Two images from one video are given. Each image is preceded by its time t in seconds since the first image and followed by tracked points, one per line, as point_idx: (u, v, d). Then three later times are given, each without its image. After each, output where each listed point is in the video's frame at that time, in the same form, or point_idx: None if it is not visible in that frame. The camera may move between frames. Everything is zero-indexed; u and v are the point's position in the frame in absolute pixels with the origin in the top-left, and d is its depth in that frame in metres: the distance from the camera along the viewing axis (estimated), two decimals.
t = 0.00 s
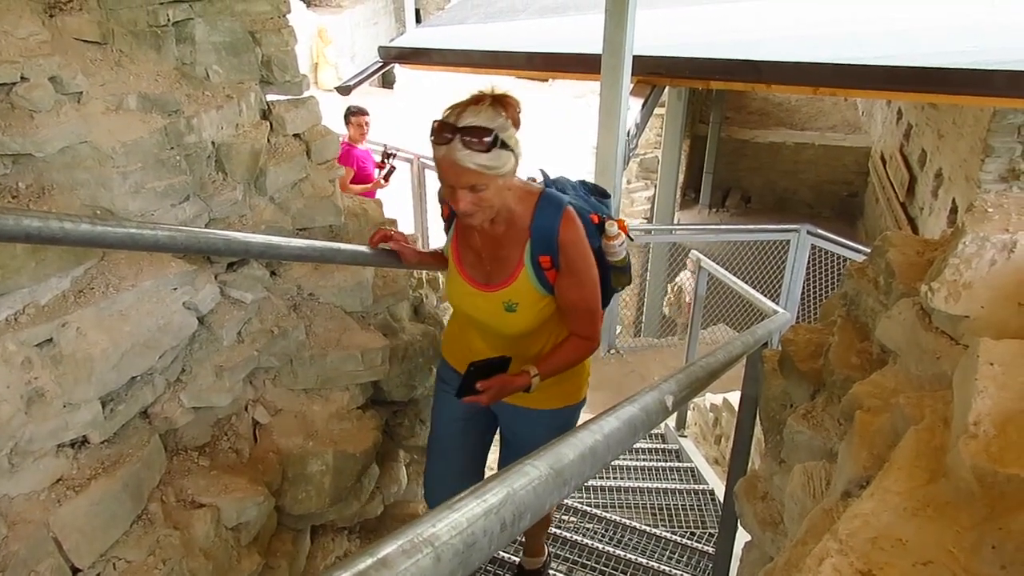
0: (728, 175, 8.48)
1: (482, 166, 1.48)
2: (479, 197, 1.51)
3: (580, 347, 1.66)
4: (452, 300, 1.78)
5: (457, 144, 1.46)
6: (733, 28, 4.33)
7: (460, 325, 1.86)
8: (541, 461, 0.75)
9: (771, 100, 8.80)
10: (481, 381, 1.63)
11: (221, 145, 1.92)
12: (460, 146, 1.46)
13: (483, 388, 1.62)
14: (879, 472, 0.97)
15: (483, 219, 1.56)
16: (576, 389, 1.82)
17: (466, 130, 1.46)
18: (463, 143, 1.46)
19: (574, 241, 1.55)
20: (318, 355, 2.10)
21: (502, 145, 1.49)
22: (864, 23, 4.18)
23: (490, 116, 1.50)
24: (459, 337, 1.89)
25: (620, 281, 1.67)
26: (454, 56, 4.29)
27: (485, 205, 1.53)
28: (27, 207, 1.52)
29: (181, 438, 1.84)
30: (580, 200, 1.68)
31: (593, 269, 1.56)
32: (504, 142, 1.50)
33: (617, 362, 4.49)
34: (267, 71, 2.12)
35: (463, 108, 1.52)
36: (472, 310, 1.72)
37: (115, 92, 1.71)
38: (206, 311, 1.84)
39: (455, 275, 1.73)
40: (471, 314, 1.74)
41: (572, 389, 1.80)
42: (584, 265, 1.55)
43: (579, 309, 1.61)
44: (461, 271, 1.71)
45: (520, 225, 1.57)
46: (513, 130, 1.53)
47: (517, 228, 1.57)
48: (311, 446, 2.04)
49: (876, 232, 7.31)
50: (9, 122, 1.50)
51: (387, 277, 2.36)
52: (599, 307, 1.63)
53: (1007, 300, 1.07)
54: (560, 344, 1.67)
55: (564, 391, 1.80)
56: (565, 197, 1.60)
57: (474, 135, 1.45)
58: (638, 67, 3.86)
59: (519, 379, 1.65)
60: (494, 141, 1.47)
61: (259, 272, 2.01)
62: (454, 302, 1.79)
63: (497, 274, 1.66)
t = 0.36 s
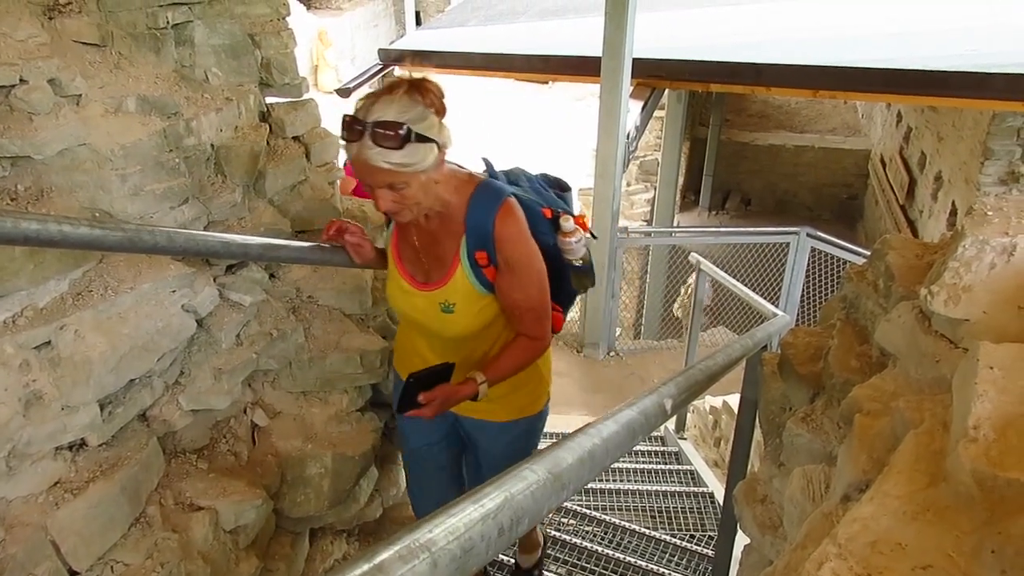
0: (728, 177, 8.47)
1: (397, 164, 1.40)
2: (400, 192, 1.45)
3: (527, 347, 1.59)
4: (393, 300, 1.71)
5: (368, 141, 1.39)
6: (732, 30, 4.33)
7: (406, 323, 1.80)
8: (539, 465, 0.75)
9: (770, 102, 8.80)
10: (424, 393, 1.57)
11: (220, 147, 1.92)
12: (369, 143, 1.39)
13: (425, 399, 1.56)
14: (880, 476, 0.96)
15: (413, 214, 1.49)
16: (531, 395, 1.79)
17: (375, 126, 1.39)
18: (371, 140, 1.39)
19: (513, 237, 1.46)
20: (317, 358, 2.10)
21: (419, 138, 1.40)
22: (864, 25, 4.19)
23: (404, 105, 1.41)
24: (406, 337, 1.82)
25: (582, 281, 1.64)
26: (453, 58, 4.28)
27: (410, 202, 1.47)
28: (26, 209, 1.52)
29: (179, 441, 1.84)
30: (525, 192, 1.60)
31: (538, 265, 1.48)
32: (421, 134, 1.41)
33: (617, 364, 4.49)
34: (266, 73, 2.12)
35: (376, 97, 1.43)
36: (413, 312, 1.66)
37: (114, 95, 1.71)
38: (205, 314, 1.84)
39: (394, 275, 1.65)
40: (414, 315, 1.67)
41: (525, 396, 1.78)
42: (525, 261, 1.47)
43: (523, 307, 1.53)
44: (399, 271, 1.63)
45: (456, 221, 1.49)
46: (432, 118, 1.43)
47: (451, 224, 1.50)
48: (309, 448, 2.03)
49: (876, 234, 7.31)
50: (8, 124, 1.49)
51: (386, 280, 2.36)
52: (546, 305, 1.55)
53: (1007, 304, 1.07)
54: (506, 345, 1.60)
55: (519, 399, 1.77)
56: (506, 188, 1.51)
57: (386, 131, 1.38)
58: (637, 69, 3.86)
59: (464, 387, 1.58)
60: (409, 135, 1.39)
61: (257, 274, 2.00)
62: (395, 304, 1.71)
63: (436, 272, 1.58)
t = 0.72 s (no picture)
0: (725, 181, 8.48)
1: (352, 171, 1.33)
2: (354, 201, 1.38)
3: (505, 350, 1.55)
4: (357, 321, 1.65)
5: (318, 146, 1.32)
6: (728, 34, 4.34)
7: (370, 340, 1.74)
8: (533, 473, 0.74)
9: (767, 106, 8.81)
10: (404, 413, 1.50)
11: (216, 151, 1.92)
12: (321, 148, 1.31)
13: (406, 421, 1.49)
14: (876, 482, 0.96)
15: (371, 223, 1.43)
16: (509, 400, 1.75)
17: (327, 131, 1.31)
18: (323, 146, 1.31)
19: (484, 238, 1.42)
20: (313, 363, 2.09)
21: (375, 143, 1.33)
22: (860, 29, 4.19)
23: (359, 105, 1.33)
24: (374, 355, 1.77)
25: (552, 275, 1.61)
26: (450, 61, 4.28)
27: (367, 211, 1.40)
28: (20, 214, 1.51)
29: (174, 446, 1.83)
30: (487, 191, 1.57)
31: (511, 264, 1.45)
32: (377, 138, 1.33)
33: (614, 368, 4.48)
34: (262, 77, 2.14)
35: (329, 96, 1.35)
36: (380, 330, 1.60)
37: (109, 99, 1.71)
38: (200, 318, 1.83)
39: (357, 293, 1.59)
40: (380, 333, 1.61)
41: (501, 402, 1.74)
42: (498, 262, 1.44)
43: (498, 308, 1.49)
44: (363, 287, 1.58)
45: (420, 228, 1.44)
46: (392, 119, 1.35)
47: (414, 231, 1.45)
48: (305, 453, 2.03)
49: (873, 238, 7.32)
50: (2, 128, 1.49)
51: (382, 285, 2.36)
52: (521, 305, 1.52)
53: (1004, 309, 1.07)
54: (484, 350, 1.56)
55: (496, 406, 1.73)
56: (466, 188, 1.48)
57: (338, 135, 1.30)
58: (633, 73, 3.86)
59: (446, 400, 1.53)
60: (363, 140, 1.32)
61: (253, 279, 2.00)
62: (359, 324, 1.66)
63: (402, 284, 1.53)
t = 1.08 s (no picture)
0: (723, 185, 8.49)
1: (300, 161, 1.15)
2: (304, 194, 1.19)
3: (478, 383, 1.35)
4: (308, 337, 1.45)
5: (264, 129, 1.15)
6: (726, 39, 4.35)
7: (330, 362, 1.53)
8: (531, 479, 0.74)
9: (765, 110, 8.82)
10: (343, 448, 1.24)
11: (214, 156, 1.92)
12: (267, 130, 1.14)
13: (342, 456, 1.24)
14: (874, 487, 0.96)
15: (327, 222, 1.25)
16: (482, 439, 1.55)
17: (274, 111, 1.13)
18: (271, 128, 1.14)
19: (459, 248, 1.22)
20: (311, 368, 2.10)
21: (331, 129, 1.15)
22: (858, 34, 4.20)
23: (314, 86, 1.16)
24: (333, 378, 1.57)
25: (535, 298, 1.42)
26: (449, 66, 4.29)
27: (318, 207, 1.21)
28: (18, 219, 1.51)
29: (172, 451, 1.82)
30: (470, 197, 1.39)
31: (489, 283, 1.25)
32: (334, 124, 1.15)
33: (613, 372, 4.48)
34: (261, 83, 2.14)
35: (281, 72, 1.18)
36: (334, 349, 1.40)
37: (107, 103, 1.71)
38: (199, 323, 1.83)
39: (311, 305, 1.39)
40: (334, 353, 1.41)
41: (475, 442, 1.53)
42: (474, 277, 1.23)
43: (472, 333, 1.28)
44: (318, 298, 1.38)
45: (385, 233, 1.26)
46: (356, 106, 1.18)
47: (381, 236, 1.26)
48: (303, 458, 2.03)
49: (871, 242, 7.33)
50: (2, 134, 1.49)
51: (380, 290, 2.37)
52: (499, 332, 1.31)
53: (1002, 315, 1.07)
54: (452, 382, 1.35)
55: (464, 447, 1.51)
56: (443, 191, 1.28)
57: (286, 116, 1.13)
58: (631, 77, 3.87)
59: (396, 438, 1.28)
60: (315, 125, 1.14)
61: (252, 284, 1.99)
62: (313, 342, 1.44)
63: (362, 297, 1.32)
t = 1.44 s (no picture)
0: (720, 180, 8.49)
1: (183, 159, 0.99)
2: (196, 197, 1.03)
3: (407, 415, 1.17)
4: (220, 353, 1.28)
5: (141, 121, 1.00)
6: (723, 34, 4.34)
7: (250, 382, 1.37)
8: (526, 474, 0.74)
9: (762, 106, 8.81)
10: (239, 488, 1.06)
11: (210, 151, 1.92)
12: (146, 122, 0.98)
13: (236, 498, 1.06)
14: (869, 481, 0.96)
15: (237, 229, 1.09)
16: (418, 468, 1.40)
17: (156, 102, 0.98)
18: (150, 120, 0.98)
19: (387, 259, 1.05)
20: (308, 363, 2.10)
21: (223, 123, 0.99)
22: (855, 29, 4.20)
23: (206, 70, 0.99)
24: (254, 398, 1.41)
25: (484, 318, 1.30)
26: (446, 61, 4.28)
27: (214, 214, 1.05)
28: (13, 213, 1.50)
29: (168, 446, 1.81)
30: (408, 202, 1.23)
31: (423, 302, 1.09)
32: (226, 117, 0.99)
33: (610, 368, 4.48)
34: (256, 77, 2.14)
35: (173, 52, 1.02)
36: (249, 367, 1.24)
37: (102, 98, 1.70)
38: (195, 318, 1.82)
39: (226, 319, 1.24)
40: (250, 371, 1.25)
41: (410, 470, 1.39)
42: (404, 295, 1.07)
43: (400, 359, 1.12)
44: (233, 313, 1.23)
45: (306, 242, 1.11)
46: (260, 96, 1.01)
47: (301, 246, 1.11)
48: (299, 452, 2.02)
49: (867, 237, 7.34)
50: None
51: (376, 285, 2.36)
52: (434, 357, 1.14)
53: (998, 309, 1.07)
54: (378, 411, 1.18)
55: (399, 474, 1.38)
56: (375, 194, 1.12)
57: (169, 106, 0.97)
58: (629, 72, 3.87)
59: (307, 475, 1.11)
60: (201, 117, 0.98)
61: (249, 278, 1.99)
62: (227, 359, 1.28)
63: (281, 311, 1.17)
